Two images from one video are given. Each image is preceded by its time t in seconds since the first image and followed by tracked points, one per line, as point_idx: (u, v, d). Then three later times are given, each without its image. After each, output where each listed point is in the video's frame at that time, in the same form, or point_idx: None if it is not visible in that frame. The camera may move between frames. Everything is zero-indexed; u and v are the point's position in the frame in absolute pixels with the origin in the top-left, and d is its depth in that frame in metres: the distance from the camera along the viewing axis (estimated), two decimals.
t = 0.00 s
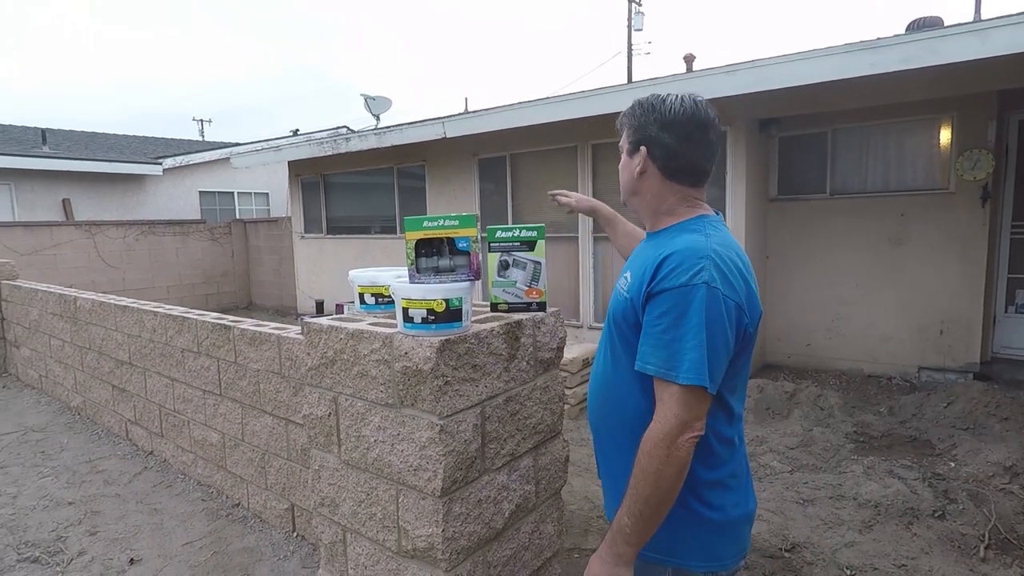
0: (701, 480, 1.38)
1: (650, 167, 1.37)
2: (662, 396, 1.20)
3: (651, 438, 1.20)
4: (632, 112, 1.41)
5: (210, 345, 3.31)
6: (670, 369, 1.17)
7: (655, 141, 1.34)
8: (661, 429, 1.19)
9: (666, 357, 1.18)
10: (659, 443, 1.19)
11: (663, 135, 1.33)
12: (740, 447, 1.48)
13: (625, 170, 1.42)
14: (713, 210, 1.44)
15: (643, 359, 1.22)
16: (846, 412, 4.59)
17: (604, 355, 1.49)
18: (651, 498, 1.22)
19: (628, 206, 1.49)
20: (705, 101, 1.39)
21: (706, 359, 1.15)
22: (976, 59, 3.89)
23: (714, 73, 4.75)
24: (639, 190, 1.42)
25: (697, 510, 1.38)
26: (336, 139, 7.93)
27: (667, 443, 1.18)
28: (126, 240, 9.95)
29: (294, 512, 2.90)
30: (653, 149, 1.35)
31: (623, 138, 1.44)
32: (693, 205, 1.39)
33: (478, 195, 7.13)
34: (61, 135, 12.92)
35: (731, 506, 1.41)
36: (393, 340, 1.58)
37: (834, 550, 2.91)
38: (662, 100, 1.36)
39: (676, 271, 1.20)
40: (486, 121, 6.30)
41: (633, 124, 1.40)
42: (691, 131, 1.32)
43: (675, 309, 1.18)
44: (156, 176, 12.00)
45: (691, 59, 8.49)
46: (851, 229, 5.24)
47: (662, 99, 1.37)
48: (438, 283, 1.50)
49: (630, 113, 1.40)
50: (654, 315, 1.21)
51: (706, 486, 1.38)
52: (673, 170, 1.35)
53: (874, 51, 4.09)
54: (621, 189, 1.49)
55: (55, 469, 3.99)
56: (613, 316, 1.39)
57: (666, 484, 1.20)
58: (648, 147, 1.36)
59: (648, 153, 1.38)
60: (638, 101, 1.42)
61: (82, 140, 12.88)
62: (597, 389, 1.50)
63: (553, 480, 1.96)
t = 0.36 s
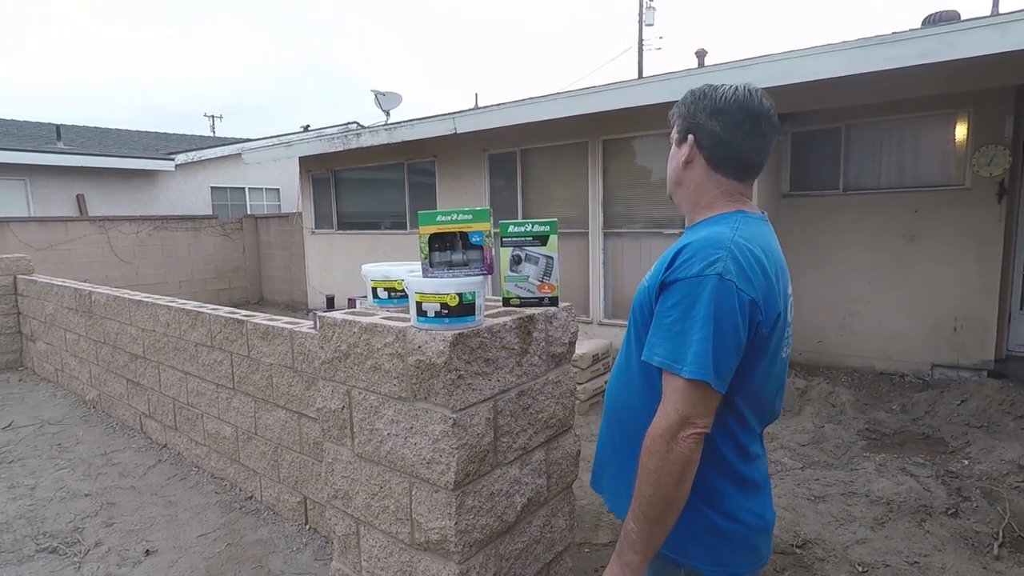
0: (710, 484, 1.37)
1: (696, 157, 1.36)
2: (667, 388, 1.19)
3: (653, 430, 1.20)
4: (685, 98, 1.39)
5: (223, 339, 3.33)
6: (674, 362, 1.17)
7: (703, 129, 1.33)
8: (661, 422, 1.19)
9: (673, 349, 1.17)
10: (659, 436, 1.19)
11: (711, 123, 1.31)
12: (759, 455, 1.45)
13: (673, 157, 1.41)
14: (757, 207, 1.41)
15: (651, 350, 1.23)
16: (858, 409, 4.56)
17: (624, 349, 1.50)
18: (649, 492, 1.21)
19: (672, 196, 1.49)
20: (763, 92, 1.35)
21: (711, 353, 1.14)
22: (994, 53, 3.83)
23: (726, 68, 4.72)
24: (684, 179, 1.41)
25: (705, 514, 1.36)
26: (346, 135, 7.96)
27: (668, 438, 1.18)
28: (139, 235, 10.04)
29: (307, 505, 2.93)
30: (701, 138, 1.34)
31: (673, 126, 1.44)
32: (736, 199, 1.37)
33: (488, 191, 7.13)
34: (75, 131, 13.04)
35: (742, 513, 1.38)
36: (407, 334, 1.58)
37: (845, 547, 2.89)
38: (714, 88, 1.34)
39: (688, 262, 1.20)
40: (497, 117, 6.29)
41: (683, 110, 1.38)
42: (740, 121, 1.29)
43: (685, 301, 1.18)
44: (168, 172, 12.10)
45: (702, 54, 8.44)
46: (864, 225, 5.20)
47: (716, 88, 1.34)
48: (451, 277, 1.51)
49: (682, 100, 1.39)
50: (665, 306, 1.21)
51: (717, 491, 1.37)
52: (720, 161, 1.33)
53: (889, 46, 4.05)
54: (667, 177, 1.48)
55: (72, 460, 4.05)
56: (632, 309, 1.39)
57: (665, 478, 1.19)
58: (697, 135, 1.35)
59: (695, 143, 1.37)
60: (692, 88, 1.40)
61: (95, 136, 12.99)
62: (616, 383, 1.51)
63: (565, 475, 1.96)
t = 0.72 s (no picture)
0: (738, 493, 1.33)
1: (725, 154, 1.34)
2: (685, 388, 1.19)
3: (666, 429, 1.20)
4: (710, 94, 1.37)
5: (233, 335, 3.35)
6: (693, 360, 1.16)
7: (734, 124, 1.31)
8: (675, 422, 1.19)
9: (693, 348, 1.17)
10: (671, 436, 1.18)
11: (743, 117, 1.29)
12: (796, 467, 1.39)
13: (699, 156, 1.39)
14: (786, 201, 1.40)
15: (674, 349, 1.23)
16: (868, 408, 4.53)
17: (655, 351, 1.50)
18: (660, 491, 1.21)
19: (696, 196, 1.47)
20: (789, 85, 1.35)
21: (731, 352, 1.13)
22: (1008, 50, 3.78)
23: (736, 66, 4.70)
24: (711, 177, 1.39)
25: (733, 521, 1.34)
26: (355, 132, 7.97)
27: (681, 437, 1.17)
28: (149, 231, 10.10)
29: (315, 500, 2.94)
30: (731, 133, 1.32)
31: (697, 123, 1.41)
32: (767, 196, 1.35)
33: (496, 188, 7.13)
34: (86, 128, 13.13)
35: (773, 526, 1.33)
36: (417, 331, 1.59)
37: (854, 546, 2.88)
38: (743, 81, 1.33)
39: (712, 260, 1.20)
40: (505, 114, 6.28)
41: (709, 106, 1.37)
42: (773, 115, 1.28)
43: (707, 299, 1.18)
44: (178, 169, 12.16)
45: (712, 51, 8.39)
46: (874, 224, 5.15)
47: (743, 81, 1.33)
48: (462, 274, 1.51)
49: (707, 95, 1.37)
50: (689, 305, 1.21)
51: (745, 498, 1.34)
52: (752, 155, 1.32)
53: (901, 43, 4.01)
54: (691, 177, 1.45)
55: (84, 454, 4.09)
56: (658, 310, 1.40)
57: (677, 479, 1.18)
58: (726, 130, 1.33)
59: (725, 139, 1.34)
60: (714, 84, 1.39)
61: (105, 133, 13.07)
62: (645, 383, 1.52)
63: (574, 472, 1.96)
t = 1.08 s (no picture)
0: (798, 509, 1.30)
1: (746, 154, 1.33)
2: (762, 410, 1.13)
3: (750, 455, 1.14)
4: (724, 92, 1.35)
5: (241, 334, 3.37)
6: (774, 380, 1.11)
7: (756, 123, 1.29)
8: (756, 447, 1.13)
9: (770, 366, 1.11)
10: (754, 462, 1.13)
11: (765, 115, 1.28)
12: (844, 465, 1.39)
13: (716, 158, 1.37)
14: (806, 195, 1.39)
15: (740, 366, 1.16)
16: (876, 407, 4.51)
17: (683, 357, 1.44)
18: (750, 521, 1.15)
19: (712, 199, 1.45)
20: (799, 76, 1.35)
21: (817, 367, 1.08)
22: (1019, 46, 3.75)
23: (742, 64, 4.69)
24: (731, 178, 1.37)
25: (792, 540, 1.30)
26: (361, 132, 7.99)
27: (769, 463, 1.12)
28: (157, 232, 10.16)
29: (323, 499, 2.95)
30: (752, 133, 1.30)
31: (709, 124, 1.39)
32: (790, 191, 1.34)
33: (502, 187, 7.13)
34: (94, 129, 13.21)
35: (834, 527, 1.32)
36: (426, 330, 1.59)
37: (864, 545, 2.87)
38: (756, 76, 1.31)
39: (777, 269, 1.13)
40: (511, 113, 6.28)
41: (724, 106, 1.34)
42: (795, 110, 1.27)
43: (774, 311, 1.11)
44: (185, 169, 12.23)
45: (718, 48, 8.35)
46: (883, 222, 5.12)
47: (757, 76, 1.32)
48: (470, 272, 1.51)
49: (720, 95, 1.34)
50: (753, 318, 1.14)
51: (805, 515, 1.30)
52: (773, 154, 1.31)
53: (909, 40, 3.98)
54: (705, 179, 1.43)
55: (94, 453, 4.12)
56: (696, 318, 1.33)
57: (764, 507, 1.14)
58: (746, 131, 1.31)
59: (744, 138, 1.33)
60: (725, 81, 1.37)
61: (113, 133, 13.16)
62: (675, 391, 1.46)
63: (582, 470, 1.96)
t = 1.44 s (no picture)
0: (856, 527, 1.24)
1: (781, 154, 1.30)
2: (862, 426, 1.05)
3: (856, 475, 1.06)
4: (756, 89, 1.31)
5: (248, 333, 3.39)
6: (867, 390, 1.03)
7: (795, 123, 1.28)
8: (870, 467, 1.05)
9: (861, 376, 1.04)
10: (873, 484, 1.05)
11: (804, 116, 1.28)
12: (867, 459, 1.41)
13: (750, 157, 1.31)
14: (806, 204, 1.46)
15: (820, 378, 1.08)
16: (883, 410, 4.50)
17: (711, 373, 1.35)
18: (864, 546, 1.07)
19: (729, 203, 1.39)
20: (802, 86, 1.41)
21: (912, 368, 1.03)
22: None
23: (750, 65, 4.68)
24: (760, 180, 1.33)
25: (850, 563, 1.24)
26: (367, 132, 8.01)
27: (877, 481, 1.05)
28: (164, 231, 10.21)
29: (329, 497, 2.97)
30: (791, 133, 1.29)
31: (733, 123, 1.33)
32: (811, 196, 1.37)
33: (508, 188, 7.14)
34: (102, 128, 13.30)
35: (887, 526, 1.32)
36: (433, 329, 1.60)
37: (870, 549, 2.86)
38: (785, 77, 1.31)
39: (848, 271, 1.07)
40: (517, 114, 6.29)
41: (759, 103, 1.30)
42: (823, 113, 1.30)
43: (853, 316, 1.05)
44: (192, 169, 12.29)
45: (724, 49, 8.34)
46: (891, 225, 5.10)
47: (785, 77, 1.31)
48: (478, 272, 1.52)
49: (753, 91, 1.30)
50: (831, 328, 1.06)
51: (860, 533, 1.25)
52: (806, 157, 1.31)
53: (918, 42, 3.96)
54: (726, 180, 1.36)
55: (102, 450, 4.15)
56: (741, 334, 1.24)
57: (890, 527, 1.06)
58: (786, 131, 1.29)
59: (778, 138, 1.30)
60: (751, 80, 1.33)
61: (121, 133, 13.24)
62: (706, 410, 1.37)
63: (588, 471, 1.97)
